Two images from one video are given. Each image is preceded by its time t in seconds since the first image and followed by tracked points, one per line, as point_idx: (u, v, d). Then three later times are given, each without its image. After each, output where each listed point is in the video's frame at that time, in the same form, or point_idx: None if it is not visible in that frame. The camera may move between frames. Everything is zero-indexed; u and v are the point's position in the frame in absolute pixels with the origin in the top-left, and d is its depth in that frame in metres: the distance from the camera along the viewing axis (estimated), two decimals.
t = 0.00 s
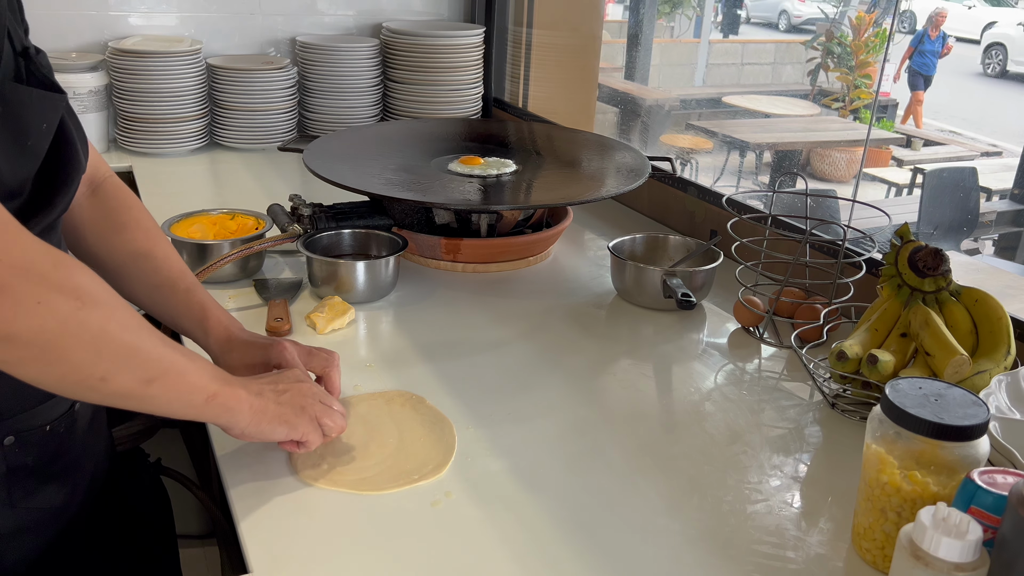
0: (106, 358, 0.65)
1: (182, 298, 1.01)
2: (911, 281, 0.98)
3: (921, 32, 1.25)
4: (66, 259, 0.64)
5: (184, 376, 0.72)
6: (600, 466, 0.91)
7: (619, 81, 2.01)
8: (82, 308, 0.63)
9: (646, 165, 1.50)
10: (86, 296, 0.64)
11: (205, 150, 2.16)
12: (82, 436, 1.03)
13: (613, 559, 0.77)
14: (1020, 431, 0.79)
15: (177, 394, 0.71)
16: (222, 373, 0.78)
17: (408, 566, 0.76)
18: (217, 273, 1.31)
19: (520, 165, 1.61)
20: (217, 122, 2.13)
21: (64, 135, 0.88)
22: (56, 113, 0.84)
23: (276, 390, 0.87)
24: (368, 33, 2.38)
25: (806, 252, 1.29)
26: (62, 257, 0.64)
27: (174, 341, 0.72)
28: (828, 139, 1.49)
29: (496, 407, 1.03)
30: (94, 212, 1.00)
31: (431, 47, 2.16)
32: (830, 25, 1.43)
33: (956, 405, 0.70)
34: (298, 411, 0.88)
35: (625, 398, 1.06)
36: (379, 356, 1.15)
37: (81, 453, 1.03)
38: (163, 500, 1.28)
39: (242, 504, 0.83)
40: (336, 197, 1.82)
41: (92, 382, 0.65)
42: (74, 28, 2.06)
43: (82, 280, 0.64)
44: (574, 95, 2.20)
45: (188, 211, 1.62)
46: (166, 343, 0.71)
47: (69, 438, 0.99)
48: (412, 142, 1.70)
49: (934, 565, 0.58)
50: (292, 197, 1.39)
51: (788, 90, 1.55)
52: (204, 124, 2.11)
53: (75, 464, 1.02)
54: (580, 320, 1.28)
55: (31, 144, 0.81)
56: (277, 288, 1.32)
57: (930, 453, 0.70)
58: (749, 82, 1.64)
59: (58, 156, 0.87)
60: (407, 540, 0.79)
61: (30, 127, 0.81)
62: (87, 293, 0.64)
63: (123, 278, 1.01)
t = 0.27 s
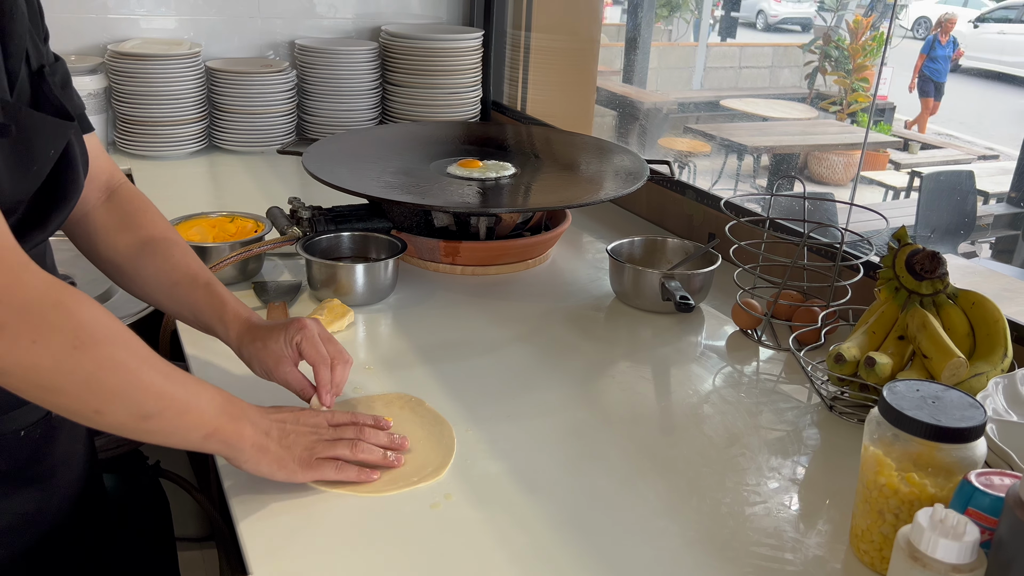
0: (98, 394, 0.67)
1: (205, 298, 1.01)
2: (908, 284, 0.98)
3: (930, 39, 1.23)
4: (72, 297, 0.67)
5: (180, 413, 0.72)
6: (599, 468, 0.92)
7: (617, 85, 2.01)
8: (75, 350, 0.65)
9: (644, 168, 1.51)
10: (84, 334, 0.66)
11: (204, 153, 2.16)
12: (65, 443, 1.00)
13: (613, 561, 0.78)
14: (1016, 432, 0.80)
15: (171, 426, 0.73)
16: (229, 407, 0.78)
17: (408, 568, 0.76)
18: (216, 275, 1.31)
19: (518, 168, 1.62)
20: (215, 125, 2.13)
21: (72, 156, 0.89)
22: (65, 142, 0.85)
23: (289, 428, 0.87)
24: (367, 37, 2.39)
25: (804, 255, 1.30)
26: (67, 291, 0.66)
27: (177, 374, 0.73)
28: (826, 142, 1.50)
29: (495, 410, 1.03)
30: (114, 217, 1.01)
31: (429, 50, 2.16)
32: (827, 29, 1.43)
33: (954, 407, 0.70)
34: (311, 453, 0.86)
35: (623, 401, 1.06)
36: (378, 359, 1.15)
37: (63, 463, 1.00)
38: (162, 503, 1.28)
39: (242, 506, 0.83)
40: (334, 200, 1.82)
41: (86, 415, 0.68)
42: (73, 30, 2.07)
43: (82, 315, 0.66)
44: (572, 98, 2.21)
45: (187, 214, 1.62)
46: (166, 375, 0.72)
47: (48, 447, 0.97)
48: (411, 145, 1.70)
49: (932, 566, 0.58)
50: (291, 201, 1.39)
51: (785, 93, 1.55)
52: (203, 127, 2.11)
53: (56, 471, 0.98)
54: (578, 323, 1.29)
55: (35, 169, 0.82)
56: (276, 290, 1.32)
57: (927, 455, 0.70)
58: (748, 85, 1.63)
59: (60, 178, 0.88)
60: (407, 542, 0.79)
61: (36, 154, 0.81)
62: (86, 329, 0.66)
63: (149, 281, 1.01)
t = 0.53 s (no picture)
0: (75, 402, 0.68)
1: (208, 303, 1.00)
2: (905, 288, 0.99)
3: (940, 45, 1.24)
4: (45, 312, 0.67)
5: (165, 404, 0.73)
6: (597, 472, 0.92)
7: (615, 88, 2.02)
8: (40, 367, 0.66)
9: (642, 172, 1.51)
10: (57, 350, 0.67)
11: (202, 157, 2.16)
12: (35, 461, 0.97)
13: (611, 564, 0.78)
14: (1013, 435, 0.80)
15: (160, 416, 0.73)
16: (218, 389, 0.77)
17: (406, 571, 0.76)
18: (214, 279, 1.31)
19: (516, 171, 1.62)
20: (213, 128, 2.13)
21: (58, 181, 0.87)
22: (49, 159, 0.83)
23: (292, 402, 0.84)
24: (365, 40, 2.39)
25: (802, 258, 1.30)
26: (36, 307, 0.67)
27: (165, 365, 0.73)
28: (823, 146, 1.50)
29: (493, 413, 1.03)
30: (105, 233, 0.99)
31: (427, 54, 2.16)
32: (825, 33, 1.45)
33: (950, 410, 0.70)
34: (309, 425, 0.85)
35: (621, 405, 1.06)
36: (376, 362, 1.15)
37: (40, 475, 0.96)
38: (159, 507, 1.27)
39: (239, 510, 0.83)
40: (332, 204, 1.83)
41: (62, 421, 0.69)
42: (71, 33, 2.07)
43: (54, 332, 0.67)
44: (570, 102, 2.21)
45: (184, 217, 1.62)
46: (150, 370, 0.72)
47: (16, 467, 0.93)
48: (409, 149, 1.71)
49: (929, 569, 0.58)
50: (289, 204, 1.40)
51: (781, 97, 1.56)
52: (201, 130, 2.11)
53: (24, 490, 0.95)
54: (576, 326, 1.29)
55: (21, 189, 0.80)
56: (274, 293, 1.32)
57: (924, 458, 0.70)
58: (744, 89, 1.64)
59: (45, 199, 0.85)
60: (405, 546, 0.79)
61: (20, 172, 0.79)
62: (58, 345, 0.67)
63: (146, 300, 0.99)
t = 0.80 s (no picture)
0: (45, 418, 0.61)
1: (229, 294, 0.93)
2: (902, 293, 0.99)
3: (955, 53, 1.20)
4: None
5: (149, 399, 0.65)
6: (595, 476, 0.92)
7: (612, 93, 2.02)
8: None
9: (639, 177, 1.52)
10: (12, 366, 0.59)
11: (200, 160, 2.16)
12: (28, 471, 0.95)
13: (608, 568, 0.78)
14: (1008, 440, 0.80)
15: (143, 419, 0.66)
16: (188, 397, 0.68)
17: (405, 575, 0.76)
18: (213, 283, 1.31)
19: (514, 176, 1.62)
20: (211, 132, 2.13)
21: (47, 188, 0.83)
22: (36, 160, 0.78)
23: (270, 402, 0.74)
24: (363, 45, 2.40)
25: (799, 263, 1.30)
26: None
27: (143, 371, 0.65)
28: (821, 151, 1.49)
29: (491, 417, 1.03)
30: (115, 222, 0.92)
31: (425, 59, 2.17)
32: (820, 38, 1.45)
33: (947, 415, 0.71)
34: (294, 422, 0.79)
35: (619, 408, 1.06)
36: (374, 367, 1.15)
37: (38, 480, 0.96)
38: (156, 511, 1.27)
39: (237, 514, 0.83)
40: (330, 208, 1.83)
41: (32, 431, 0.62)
42: (69, 37, 2.07)
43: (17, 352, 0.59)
44: (567, 107, 2.22)
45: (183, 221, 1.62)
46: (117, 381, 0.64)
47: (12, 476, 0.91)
48: (408, 153, 1.71)
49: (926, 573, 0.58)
50: (287, 208, 1.40)
51: (779, 101, 1.56)
52: (199, 134, 2.11)
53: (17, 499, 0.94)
54: (575, 331, 1.29)
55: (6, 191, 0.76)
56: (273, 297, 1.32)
57: (921, 463, 0.71)
58: (740, 93, 1.65)
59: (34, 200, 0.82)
60: (403, 551, 0.79)
61: None
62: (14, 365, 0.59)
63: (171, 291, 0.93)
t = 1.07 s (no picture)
0: None
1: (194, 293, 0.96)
2: (899, 297, 1.00)
3: (965, 60, 1.23)
4: None
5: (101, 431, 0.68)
6: (595, 479, 0.92)
7: (610, 98, 2.03)
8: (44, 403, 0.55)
9: (638, 182, 1.52)
10: None
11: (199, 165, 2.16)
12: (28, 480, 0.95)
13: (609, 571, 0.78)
14: (1006, 443, 0.81)
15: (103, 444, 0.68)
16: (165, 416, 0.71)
17: None
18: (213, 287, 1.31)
19: (513, 181, 1.63)
20: (211, 137, 2.13)
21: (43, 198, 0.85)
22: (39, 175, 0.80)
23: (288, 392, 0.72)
24: (362, 50, 2.41)
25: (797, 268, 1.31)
26: None
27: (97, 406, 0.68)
28: (818, 156, 1.52)
29: (491, 421, 1.03)
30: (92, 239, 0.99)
31: (424, 64, 2.18)
32: (817, 44, 1.46)
33: (945, 418, 0.71)
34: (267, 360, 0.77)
35: (618, 412, 1.07)
36: (374, 371, 1.15)
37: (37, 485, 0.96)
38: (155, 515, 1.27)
39: (238, 518, 0.83)
40: (330, 212, 1.83)
41: None
42: (69, 42, 2.07)
43: None
44: (565, 112, 2.23)
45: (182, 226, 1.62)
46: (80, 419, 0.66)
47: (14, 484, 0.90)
48: (406, 158, 1.71)
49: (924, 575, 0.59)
50: (287, 213, 1.40)
51: (776, 107, 1.58)
52: (198, 139, 2.12)
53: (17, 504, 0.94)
54: (574, 335, 1.29)
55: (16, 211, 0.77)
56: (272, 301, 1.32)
57: (919, 466, 0.71)
58: (738, 99, 1.66)
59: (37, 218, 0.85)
60: (404, 554, 0.79)
61: (15, 191, 0.76)
62: None
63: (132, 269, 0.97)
